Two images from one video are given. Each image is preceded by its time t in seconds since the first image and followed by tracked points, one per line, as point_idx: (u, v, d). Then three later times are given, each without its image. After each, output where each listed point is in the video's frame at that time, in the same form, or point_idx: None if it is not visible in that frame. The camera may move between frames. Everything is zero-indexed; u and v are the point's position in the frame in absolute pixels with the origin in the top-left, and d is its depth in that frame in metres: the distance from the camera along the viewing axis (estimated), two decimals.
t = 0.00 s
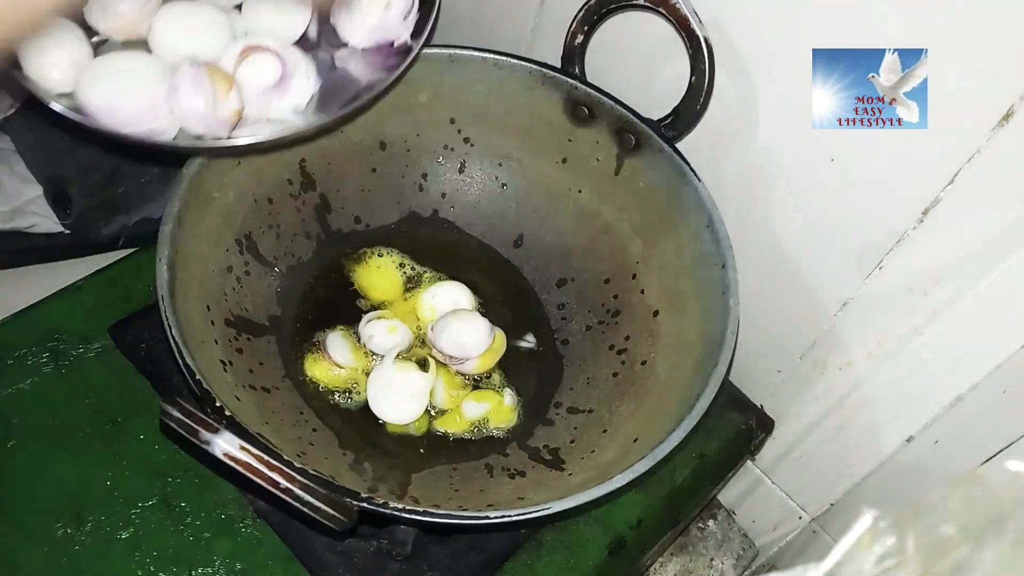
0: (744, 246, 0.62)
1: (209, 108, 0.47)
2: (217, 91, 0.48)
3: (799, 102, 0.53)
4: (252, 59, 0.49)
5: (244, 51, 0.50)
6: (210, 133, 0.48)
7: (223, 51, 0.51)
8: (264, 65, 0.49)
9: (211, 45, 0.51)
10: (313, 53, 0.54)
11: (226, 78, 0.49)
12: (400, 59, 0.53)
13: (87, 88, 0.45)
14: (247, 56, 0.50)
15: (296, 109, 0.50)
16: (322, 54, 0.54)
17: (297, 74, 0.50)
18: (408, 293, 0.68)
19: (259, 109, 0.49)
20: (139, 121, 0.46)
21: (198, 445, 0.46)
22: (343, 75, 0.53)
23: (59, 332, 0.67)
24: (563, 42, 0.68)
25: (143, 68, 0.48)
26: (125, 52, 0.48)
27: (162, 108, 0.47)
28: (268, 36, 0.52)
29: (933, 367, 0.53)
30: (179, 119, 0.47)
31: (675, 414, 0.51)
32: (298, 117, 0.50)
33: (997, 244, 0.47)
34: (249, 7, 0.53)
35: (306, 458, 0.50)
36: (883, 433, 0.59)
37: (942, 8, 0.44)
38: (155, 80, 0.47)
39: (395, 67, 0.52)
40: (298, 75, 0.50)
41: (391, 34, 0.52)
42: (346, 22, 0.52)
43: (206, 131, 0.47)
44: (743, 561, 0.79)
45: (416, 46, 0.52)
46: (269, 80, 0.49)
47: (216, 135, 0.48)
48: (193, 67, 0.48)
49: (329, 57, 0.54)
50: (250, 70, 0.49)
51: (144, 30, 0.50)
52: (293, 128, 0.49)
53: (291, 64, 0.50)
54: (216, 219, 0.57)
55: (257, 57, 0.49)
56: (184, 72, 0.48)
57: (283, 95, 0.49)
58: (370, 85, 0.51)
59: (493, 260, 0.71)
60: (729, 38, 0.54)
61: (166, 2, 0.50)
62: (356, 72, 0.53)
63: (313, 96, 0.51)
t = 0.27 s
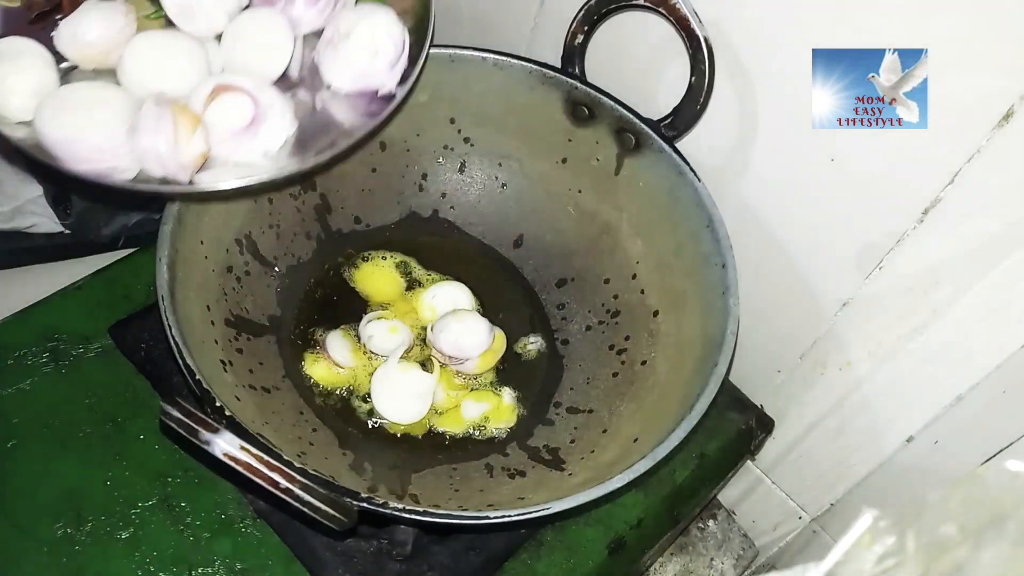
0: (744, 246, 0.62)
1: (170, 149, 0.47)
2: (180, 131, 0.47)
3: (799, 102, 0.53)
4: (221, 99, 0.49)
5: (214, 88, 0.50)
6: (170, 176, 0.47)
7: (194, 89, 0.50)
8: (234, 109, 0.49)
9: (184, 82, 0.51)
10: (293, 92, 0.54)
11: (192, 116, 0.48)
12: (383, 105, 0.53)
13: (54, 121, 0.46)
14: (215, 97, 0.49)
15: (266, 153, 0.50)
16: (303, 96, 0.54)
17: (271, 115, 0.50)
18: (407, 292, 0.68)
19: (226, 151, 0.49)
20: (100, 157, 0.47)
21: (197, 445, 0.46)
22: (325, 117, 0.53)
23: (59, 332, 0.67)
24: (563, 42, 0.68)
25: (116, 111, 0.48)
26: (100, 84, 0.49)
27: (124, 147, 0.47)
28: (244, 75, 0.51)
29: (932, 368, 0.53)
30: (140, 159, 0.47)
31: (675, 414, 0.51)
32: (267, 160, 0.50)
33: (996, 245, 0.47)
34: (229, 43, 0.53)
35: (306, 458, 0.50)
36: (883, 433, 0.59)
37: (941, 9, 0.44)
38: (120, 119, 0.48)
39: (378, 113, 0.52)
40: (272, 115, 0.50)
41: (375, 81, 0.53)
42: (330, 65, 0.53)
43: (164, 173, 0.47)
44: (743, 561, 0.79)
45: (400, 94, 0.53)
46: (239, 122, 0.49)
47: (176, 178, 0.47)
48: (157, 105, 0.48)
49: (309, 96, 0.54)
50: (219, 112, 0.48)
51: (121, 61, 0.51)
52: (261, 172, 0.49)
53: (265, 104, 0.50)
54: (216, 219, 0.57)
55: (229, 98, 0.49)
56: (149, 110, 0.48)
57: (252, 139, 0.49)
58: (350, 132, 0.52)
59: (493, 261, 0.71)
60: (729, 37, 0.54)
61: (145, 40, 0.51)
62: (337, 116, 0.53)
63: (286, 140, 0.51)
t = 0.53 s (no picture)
0: (744, 246, 0.62)
1: (160, 188, 0.48)
2: (171, 169, 0.48)
3: (799, 102, 0.53)
4: (214, 135, 0.51)
5: (206, 123, 0.52)
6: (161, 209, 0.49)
7: (188, 121, 0.52)
8: (227, 145, 0.51)
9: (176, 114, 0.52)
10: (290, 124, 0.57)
11: (183, 152, 0.50)
12: (377, 141, 0.55)
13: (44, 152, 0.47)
14: (209, 131, 0.51)
15: (257, 187, 0.52)
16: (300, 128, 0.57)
17: (263, 150, 0.52)
18: (406, 292, 0.68)
19: (218, 185, 0.51)
20: (88, 189, 0.48)
21: (197, 445, 0.46)
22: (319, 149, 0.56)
23: (60, 332, 0.67)
24: (563, 42, 0.68)
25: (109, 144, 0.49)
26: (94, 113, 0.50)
27: (113, 180, 0.48)
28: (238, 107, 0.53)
29: (932, 368, 0.53)
30: (129, 193, 0.48)
31: (675, 414, 0.51)
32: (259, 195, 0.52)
33: (997, 245, 0.47)
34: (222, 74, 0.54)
35: (306, 458, 0.50)
36: (883, 433, 0.59)
37: (941, 9, 0.44)
38: (110, 151, 0.49)
39: (370, 149, 0.55)
40: (264, 151, 0.52)
41: (370, 116, 0.55)
42: (327, 98, 0.55)
43: (154, 208, 0.49)
44: (743, 560, 0.79)
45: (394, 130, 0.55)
46: (231, 157, 0.51)
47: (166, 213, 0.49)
48: (148, 140, 0.49)
49: (305, 128, 0.57)
50: (214, 147, 0.51)
51: (114, 89, 0.52)
52: (252, 208, 0.51)
53: (258, 139, 0.52)
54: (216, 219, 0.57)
55: (222, 134, 0.51)
56: (139, 145, 0.49)
57: (244, 174, 0.51)
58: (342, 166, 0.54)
59: (493, 261, 0.71)
60: (730, 37, 0.54)
61: (138, 68, 0.52)
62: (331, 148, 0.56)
63: (277, 173, 0.53)
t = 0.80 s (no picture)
0: (744, 246, 0.62)
1: (170, 170, 0.48)
2: (180, 151, 0.48)
3: (799, 102, 0.53)
4: (224, 118, 0.50)
5: (217, 105, 0.51)
6: (170, 192, 0.49)
7: (200, 104, 0.52)
8: (238, 126, 0.50)
9: (188, 97, 0.52)
10: (299, 107, 0.57)
11: (194, 134, 0.50)
12: (388, 122, 0.56)
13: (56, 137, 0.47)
14: (218, 114, 0.51)
15: (268, 170, 0.52)
16: (309, 110, 0.57)
17: (274, 133, 0.52)
18: (407, 292, 0.68)
19: (228, 168, 0.51)
20: (99, 172, 0.48)
21: (197, 445, 0.46)
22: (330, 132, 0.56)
23: (60, 332, 0.67)
24: (563, 42, 0.68)
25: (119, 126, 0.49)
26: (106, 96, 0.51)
27: (123, 163, 0.48)
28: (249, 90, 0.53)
29: (932, 368, 0.53)
30: (139, 174, 0.49)
31: (675, 414, 0.51)
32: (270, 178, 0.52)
33: (996, 245, 0.47)
34: (234, 59, 0.54)
35: (306, 458, 0.50)
36: (882, 433, 0.59)
37: (941, 9, 0.44)
38: (121, 134, 0.49)
39: (382, 131, 0.55)
40: (275, 133, 0.52)
41: (380, 98, 0.55)
42: (337, 80, 0.55)
43: (164, 190, 0.49)
44: (743, 560, 0.79)
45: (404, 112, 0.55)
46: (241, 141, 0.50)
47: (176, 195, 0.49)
48: (158, 122, 0.49)
49: (315, 110, 0.57)
50: (223, 130, 0.50)
51: (125, 75, 0.52)
52: (264, 190, 0.52)
53: (269, 122, 0.51)
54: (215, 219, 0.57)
55: (233, 116, 0.51)
56: (148, 126, 0.49)
57: (254, 157, 0.51)
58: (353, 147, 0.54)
59: (493, 261, 0.71)
60: (730, 37, 0.54)
61: (148, 56, 0.52)
62: (343, 130, 0.56)
63: (288, 155, 0.53)
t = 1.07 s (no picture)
0: (744, 246, 0.62)
1: (180, 160, 0.48)
2: (190, 142, 0.48)
3: (799, 102, 0.53)
4: (232, 111, 0.50)
5: (226, 99, 0.51)
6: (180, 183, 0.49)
7: (208, 97, 0.52)
8: (246, 119, 0.50)
9: (196, 96, 0.53)
10: (306, 100, 0.57)
11: (202, 126, 0.50)
12: (394, 115, 0.55)
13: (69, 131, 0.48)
14: (227, 106, 0.51)
15: (276, 162, 0.52)
16: (316, 104, 0.57)
17: (283, 126, 0.51)
18: (407, 291, 0.68)
19: (236, 161, 0.51)
20: (109, 165, 0.48)
21: (197, 444, 0.46)
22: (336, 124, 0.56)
23: (60, 332, 0.67)
24: (563, 41, 0.68)
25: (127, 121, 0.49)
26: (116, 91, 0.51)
27: (133, 155, 0.48)
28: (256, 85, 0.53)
29: (932, 368, 0.53)
30: (150, 167, 0.49)
31: (675, 414, 0.51)
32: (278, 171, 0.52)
33: (996, 246, 0.47)
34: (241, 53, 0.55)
35: (306, 458, 0.50)
36: (883, 433, 0.59)
37: (941, 9, 0.44)
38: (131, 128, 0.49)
39: (388, 123, 0.55)
40: (284, 126, 0.51)
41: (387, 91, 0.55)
42: (344, 74, 0.55)
43: (174, 181, 0.49)
44: (743, 560, 0.79)
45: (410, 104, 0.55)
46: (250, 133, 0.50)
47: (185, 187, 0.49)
48: (168, 114, 0.49)
49: (322, 104, 0.57)
50: (232, 122, 0.50)
51: (133, 70, 0.53)
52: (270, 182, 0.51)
53: (278, 115, 0.51)
54: (215, 219, 0.57)
55: (242, 109, 0.50)
56: (159, 119, 0.49)
57: (263, 149, 0.51)
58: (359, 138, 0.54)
59: (493, 261, 0.71)
60: (730, 38, 0.54)
61: (156, 51, 0.52)
62: (349, 123, 0.56)
63: (296, 149, 0.53)
